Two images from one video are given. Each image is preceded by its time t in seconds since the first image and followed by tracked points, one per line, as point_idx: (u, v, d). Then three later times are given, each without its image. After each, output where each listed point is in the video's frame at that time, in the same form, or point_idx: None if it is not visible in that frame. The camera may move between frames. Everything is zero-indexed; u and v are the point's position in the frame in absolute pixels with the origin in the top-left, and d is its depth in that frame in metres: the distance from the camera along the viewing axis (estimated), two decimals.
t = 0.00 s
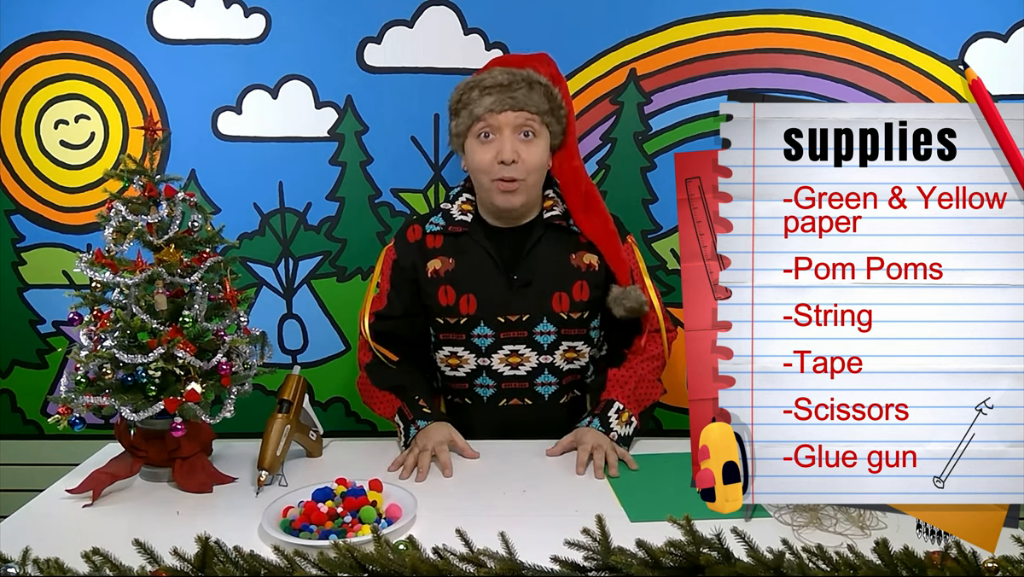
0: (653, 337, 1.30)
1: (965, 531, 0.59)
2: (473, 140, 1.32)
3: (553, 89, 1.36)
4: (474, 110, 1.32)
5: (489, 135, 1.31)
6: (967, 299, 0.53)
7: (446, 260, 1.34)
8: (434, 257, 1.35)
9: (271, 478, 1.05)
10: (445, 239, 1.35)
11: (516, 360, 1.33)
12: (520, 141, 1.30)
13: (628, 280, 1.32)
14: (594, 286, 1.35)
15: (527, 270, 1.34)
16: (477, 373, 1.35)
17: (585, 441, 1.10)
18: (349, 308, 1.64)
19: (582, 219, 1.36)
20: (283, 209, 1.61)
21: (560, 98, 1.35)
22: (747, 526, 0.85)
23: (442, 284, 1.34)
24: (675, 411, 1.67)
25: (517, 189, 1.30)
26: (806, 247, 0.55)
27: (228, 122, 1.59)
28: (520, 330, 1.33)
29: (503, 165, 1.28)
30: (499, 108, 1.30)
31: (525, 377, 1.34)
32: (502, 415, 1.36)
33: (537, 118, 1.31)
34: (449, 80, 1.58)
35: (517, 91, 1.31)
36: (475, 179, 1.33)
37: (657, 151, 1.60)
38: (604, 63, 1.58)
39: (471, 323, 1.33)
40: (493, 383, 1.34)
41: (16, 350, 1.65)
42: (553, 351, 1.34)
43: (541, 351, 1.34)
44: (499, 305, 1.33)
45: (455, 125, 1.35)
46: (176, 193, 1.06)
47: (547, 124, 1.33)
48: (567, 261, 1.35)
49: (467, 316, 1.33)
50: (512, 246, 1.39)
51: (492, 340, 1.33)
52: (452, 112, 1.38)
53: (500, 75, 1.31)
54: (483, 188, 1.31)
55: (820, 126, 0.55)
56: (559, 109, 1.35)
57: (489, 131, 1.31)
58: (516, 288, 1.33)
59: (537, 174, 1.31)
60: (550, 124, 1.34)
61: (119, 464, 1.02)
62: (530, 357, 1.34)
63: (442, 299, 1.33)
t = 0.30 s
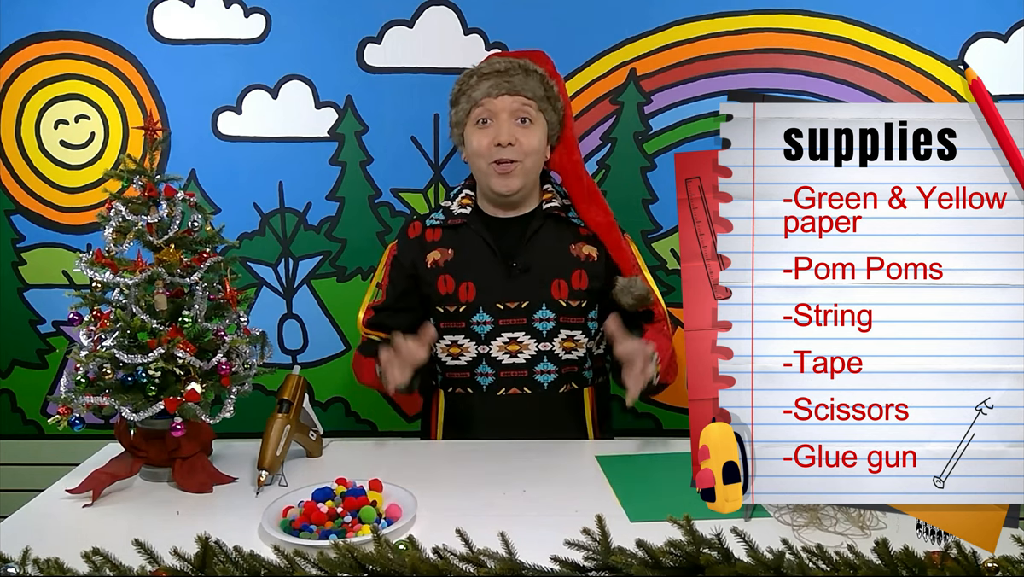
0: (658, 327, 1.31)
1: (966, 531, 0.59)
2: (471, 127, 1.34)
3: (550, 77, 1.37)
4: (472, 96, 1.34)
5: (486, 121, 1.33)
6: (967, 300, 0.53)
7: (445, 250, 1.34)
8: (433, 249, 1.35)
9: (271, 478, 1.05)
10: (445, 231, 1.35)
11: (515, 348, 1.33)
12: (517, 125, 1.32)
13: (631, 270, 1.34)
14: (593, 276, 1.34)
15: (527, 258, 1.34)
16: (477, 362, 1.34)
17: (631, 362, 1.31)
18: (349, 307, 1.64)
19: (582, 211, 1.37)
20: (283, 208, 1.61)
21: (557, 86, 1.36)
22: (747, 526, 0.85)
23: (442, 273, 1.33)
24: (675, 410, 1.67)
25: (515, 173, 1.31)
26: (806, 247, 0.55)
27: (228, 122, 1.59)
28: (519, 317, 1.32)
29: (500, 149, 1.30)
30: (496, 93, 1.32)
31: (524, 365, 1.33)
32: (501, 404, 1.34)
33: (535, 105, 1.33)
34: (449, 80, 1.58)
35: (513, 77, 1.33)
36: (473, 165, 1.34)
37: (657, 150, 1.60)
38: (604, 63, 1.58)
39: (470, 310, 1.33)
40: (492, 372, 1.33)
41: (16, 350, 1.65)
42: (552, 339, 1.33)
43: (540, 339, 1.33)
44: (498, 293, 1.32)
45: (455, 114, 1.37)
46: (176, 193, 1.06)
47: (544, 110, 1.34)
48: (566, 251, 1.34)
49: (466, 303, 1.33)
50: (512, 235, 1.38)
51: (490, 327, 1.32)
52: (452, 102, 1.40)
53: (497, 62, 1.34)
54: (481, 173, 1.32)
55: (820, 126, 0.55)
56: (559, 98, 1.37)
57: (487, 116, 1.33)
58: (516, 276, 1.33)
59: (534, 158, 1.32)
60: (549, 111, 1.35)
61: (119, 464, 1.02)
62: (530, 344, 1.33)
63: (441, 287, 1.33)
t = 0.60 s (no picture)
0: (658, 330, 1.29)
1: (966, 531, 0.59)
2: (476, 125, 1.34)
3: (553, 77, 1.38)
4: (476, 94, 1.34)
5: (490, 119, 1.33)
6: (967, 300, 0.53)
7: (446, 248, 1.35)
8: (435, 246, 1.35)
9: (271, 478, 1.05)
10: (447, 229, 1.36)
11: (514, 343, 1.32)
12: (521, 123, 1.32)
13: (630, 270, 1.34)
14: (593, 274, 1.34)
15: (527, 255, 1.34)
16: (476, 358, 1.33)
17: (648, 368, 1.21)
18: (349, 307, 1.64)
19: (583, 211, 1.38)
20: (283, 208, 1.61)
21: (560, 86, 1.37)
22: (747, 526, 0.85)
23: (442, 270, 1.34)
24: (675, 410, 1.66)
25: (518, 170, 1.32)
26: (806, 247, 0.55)
27: (228, 122, 1.59)
28: (518, 313, 1.32)
29: (504, 146, 1.30)
30: (500, 91, 1.32)
31: (523, 361, 1.32)
32: (499, 400, 1.33)
33: (538, 102, 1.34)
34: (449, 80, 1.58)
35: (517, 76, 1.33)
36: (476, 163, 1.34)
37: (657, 151, 1.60)
38: (604, 63, 1.58)
39: (470, 306, 1.32)
40: (490, 367, 1.32)
41: (16, 350, 1.65)
42: (551, 335, 1.33)
43: (539, 335, 1.32)
44: (498, 289, 1.33)
45: (459, 112, 1.37)
46: (176, 193, 1.06)
47: (547, 109, 1.35)
48: (566, 249, 1.35)
49: (466, 299, 1.32)
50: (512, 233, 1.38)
51: (490, 322, 1.32)
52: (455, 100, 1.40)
53: (501, 61, 1.34)
54: (484, 171, 1.32)
55: (820, 126, 0.55)
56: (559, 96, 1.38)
57: (491, 114, 1.33)
58: (515, 272, 1.33)
59: (537, 156, 1.33)
60: (551, 109, 1.36)
61: (119, 464, 1.02)
62: (529, 341, 1.32)
63: (441, 283, 1.33)
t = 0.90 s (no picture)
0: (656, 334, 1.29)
1: (966, 531, 0.59)
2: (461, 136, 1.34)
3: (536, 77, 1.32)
4: (457, 107, 1.33)
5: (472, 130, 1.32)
6: (966, 299, 0.53)
7: (450, 246, 1.35)
8: (440, 244, 1.35)
9: (271, 478, 1.05)
10: (453, 228, 1.36)
11: (514, 342, 1.33)
12: (501, 133, 1.29)
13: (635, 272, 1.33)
14: (595, 275, 1.34)
15: (530, 254, 1.34)
16: (476, 355, 1.34)
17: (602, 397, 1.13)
18: (349, 307, 1.64)
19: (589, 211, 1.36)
20: (283, 209, 1.61)
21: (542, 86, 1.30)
22: (747, 526, 0.85)
23: (446, 267, 1.34)
24: (675, 411, 1.67)
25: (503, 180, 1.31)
26: (806, 247, 0.55)
27: (228, 122, 1.59)
28: (519, 312, 1.32)
29: (484, 159, 1.29)
30: (474, 105, 1.29)
31: (522, 359, 1.33)
32: (499, 399, 1.34)
33: (516, 109, 1.29)
34: (449, 80, 1.58)
35: (492, 85, 1.29)
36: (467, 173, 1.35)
37: (657, 151, 1.60)
38: (604, 63, 1.58)
39: (471, 303, 1.33)
40: (490, 365, 1.33)
41: (16, 350, 1.65)
42: (551, 335, 1.33)
43: (539, 334, 1.33)
44: (499, 288, 1.33)
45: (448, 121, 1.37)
46: (176, 193, 1.06)
47: (528, 113, 1.30)
48: (568, 249, 1.34)
49: (468, 296, 1.33)
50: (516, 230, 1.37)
51: (491, 321, 1.32)
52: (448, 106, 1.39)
53: (476, 70, 1.30)
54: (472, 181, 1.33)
55: (820, 126, 0.55)
56: (546, 95, 1.31)
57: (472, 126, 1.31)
58: (517, 271, 1.33)
59: (522, 163, 1.30)
60: (534, 112, 1.30)
61: (119, 464, 1.02)
62: (529, 339, 1.33)
63: (444, 281, 1.34)
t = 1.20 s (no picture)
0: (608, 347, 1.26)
1: (967, 532, 0.59)
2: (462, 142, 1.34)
3: (528, 88, 1.26)
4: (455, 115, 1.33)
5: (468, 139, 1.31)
6: (967, 300, 0.53)
7: (458, 239, 1.36)
8: (450, 235, 1.37)
9: (271, 478, 1.04)
10: (465, 221, 1.37)
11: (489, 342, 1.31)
12: (492, 145, 1.27)
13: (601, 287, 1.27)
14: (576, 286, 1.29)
15: (519, 256, 1.32)
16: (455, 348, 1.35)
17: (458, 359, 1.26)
18: (349, 307, 1.64)
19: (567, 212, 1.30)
20: (283, 208, 1.61)
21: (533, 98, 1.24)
22: (747, 526, 0.85)
23: (447, 259, 1.35)
24: (675, 411, 1.67)
25: (497, 190, 1.29)
26: (806, 247, 0.55)
27: (228, 122, 1.59)
28: (497, 313, 1.31)
29: (476, 170, 1.29)
30: (466, 116, 1.29)
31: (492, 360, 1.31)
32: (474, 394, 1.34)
33: (505, 121, 1.25)
34: (449, 80, 1.58)
35: (481, 98, 1.26)
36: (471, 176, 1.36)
37: (657, 151, 1.60)
38: (604, 63, 1.58)
39: (458, 298, 1.33)
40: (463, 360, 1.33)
41: (16, 350, 1.65)
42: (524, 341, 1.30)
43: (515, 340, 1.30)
44: (484, 285, 1.32)
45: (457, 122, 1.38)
46: (176, 193, 1.06)
47: (519, 126, 1.26)
48: (555, 256, 1.31)
49: (456, 291, 1.33)
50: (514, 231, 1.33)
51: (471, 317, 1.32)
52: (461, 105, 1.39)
53: (468, 81, 1.28)
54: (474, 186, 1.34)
55: (820, 126, 0.55)
56: (539, 103, 1.25)
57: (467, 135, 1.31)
58: (503, 272, 1.32)
59: (514, 176, 1.27)
60: (525, 122, 1.25)
61: (119, 464, 1.02)
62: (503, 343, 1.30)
63: (442, 271, 1.35)
